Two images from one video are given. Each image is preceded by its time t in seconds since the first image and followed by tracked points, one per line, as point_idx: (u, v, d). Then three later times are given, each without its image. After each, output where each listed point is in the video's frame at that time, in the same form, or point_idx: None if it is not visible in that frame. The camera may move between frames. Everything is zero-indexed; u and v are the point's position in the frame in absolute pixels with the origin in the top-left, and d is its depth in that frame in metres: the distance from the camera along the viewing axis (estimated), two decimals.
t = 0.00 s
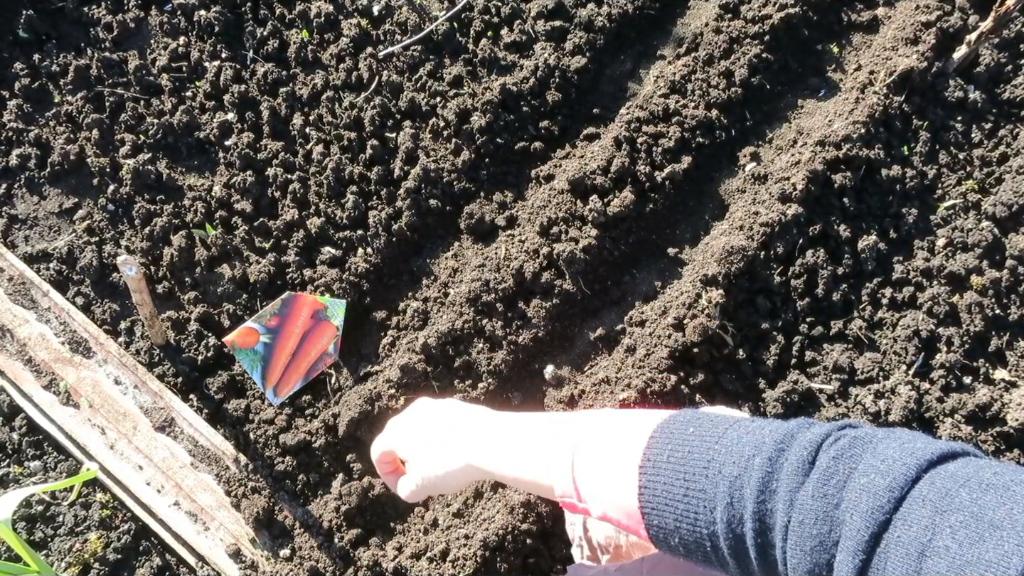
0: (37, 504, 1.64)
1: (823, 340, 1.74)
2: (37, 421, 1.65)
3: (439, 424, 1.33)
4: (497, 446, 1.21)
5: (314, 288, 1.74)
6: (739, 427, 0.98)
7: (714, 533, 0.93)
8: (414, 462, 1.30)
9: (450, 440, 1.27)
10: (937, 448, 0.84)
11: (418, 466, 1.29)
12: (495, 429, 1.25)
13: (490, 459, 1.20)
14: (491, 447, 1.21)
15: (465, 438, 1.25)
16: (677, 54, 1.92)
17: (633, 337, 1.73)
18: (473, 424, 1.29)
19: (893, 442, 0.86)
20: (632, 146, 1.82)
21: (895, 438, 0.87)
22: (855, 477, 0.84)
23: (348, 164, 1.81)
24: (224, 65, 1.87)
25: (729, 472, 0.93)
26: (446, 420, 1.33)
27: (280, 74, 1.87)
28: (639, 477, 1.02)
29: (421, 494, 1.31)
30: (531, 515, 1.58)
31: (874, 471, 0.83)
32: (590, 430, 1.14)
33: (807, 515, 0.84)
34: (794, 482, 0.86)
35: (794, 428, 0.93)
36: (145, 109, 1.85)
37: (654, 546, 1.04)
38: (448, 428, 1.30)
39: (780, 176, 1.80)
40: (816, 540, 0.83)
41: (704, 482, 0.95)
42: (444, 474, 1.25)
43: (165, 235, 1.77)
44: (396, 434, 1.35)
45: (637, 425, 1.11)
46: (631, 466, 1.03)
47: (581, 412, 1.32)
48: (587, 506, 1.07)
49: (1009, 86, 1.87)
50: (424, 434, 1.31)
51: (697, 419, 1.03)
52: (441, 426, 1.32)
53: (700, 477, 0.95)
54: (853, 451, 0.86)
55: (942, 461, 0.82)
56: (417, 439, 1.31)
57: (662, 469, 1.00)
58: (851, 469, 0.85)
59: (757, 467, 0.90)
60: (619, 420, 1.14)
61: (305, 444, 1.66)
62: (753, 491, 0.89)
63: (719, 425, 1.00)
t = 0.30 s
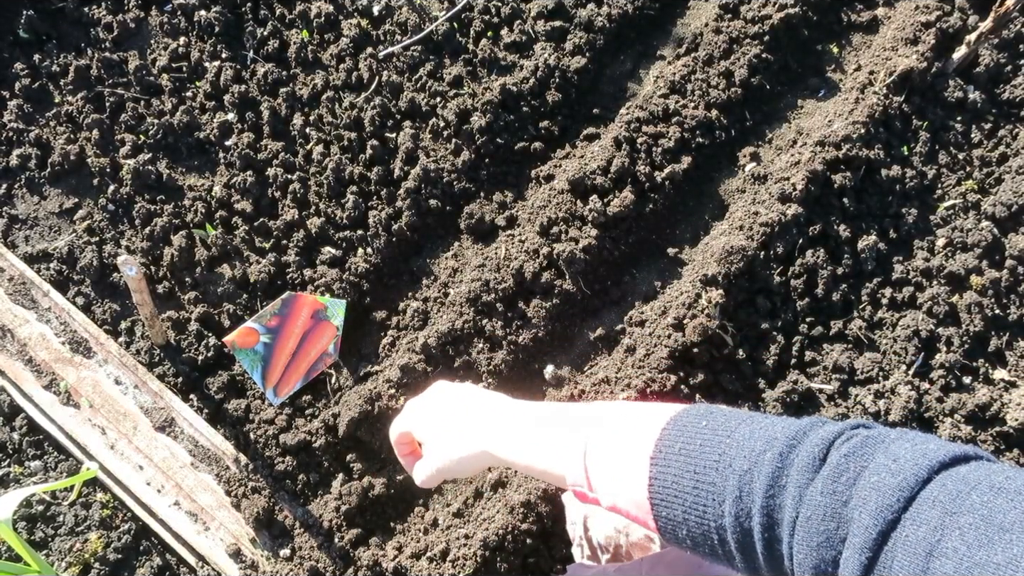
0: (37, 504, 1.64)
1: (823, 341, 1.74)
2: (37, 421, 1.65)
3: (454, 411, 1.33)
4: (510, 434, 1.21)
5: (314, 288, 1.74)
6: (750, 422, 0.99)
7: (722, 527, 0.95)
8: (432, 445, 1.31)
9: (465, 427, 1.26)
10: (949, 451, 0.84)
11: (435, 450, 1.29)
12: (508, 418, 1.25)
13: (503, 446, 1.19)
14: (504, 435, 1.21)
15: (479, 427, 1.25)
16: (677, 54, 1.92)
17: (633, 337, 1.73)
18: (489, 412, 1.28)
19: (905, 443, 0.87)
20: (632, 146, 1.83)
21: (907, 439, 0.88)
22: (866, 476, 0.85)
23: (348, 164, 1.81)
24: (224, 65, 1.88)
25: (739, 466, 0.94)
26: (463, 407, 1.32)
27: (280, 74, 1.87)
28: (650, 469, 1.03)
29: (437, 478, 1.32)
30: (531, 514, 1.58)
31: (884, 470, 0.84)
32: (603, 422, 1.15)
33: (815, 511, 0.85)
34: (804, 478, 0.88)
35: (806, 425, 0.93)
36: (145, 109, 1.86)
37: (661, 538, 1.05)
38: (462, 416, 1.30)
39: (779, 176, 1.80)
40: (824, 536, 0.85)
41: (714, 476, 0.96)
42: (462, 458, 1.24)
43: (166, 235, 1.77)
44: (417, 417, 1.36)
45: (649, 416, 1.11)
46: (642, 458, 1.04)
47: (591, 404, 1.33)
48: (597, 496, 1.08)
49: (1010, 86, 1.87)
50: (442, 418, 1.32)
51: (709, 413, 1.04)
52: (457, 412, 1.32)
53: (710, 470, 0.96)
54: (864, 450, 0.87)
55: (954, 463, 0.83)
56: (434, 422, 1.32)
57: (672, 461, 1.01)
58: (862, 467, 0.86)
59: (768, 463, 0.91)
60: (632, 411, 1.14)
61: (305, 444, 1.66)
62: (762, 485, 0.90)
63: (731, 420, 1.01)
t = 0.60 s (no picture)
0: (38, 504, 1.64)
1: (823, 341, 1.74)
2: (37, 421, 1.65)
3: (451, 421, 1.33)
4: (510, 444, 1.22)
5: (314, 288, 1.74)
6: (752, 428, 0.99)
7: (724, 533, 0.94)
8: (427, 456, 1.31)
9: (463, 439, 1.27)
10: (951, 455, 0.84)
11: (431, 464, 1.28)
12: (508, 428, 1.26)
13: (502, 458, 1.22)
14: (504, 446, 1.23)
15: (478, 437, 1.25)
16: (677, 54, 1.92)
17: (633, 338, 1.73)
18: (488, 423, 1.29)
19: (906, 448, 0.87)
20: (632, 147, 1.83)
21: (908, 444, 0.87)
22: (867, 481, 0.85)
23: (348, 164, 1.81)
24: (224, 65, 1.88)
25: (741, 472, 0.94)
26: (459, 417, 1.33)
27: (280, 74, 1.87)
28: (650, 478, 1.03)
29: (432, 492, 1.31)
30: (530, 515, 1.58)
31: (886, 476, 0.84)
32: (604, 431, 1.15)
33: (816, 517, 0.85)
34: (805, 485, 0.87)
35: (807, 431, 0.93)
36: (145, 109, 1.85)
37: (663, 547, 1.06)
38: (460, 427, 1.30)
39: (779, 176, 1.80)
40: (825, 542, 0.85)
41: (715, 482, 0.96)
42: (455, 471, 1.25)
43: (166, 235, 1.77)
44: (410, 428, 1.37)
45: (650, 426, 1.12)
46: (641, 466, 1.05)
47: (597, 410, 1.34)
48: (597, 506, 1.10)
49: (1010, 85, 1.87)
50: (437, 430, 1.32)
51: (711, 419, 1.04)
52: (454, 422, 1.32)
53: (712, 476, 0.96)
54: (866, 455, 0.87)
55: (956, 468, 0.83)
56: (427, 431, 1.33)
57: (674, 468, 1.01)
58: (863, 473, 0.86)
59: (769, 469, 0.91)
60: (633, 420, 1.15)
61: (305, 444, 1.66)
62: (764, 492, 0.90)
63: (733, 426, 1.01)
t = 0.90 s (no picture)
0: (37, 504, 1.64)
1: (823, 340, 1.74)
2: (37, 421, 1.65)
3: (483, 390, 1.36)
4: (537, 420, 1.21)
5: (314, 288, 1.74)
6: (772, 411, 0.98)
7: (738, 514, 0.94)
8: (456, 424, 1.33)
9: (491, 409, 1.28)
10: (971, 447, 0.83)
11: (458, 432, 1.31)
12: (538, 402, 1.26)
13: (529, 432, 1.21)
14: (530, 421, 1.22)
15: (504, 410, 1.26)
16: (677, 54, 1.92)
17: (633, 338, 1.73)
18: (520, 394, 1.30)
19: (926, 438, 0.86)
20: (632, 147, 1.83)
21: (928, 434, 0.87)
22: (885, 468, 0.84)
23: (348, 164, 1.81)
24: (224, 65, 1.87)
25: (758, 455, 0.93)
26: (490, 388, 1.35)
27: (280, 74, 1.87)
28: (669, 455, 1.03)
29: (461, 459, 1.33)
30: (530, 515, 1.58)
31: (905, 464, 0.83)
32: (625, 408, 1.15)
33: (832, 501, 0.85)
34: (823, 468, 0.87)
35: (827, 417, 0.92)
36: (145, 109, 1.85)
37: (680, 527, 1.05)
38: (492, 397, 1.32)
39: (780, 176, 1.80)
40: (840, 525, 0.84)
41: (732, 463, 0.95)
42: (482, 441, 1.26)
43: (165, 235, 1.77)
44: (440, 398, 1.40)
45: (673, 404, 1.11)
46: (662, 444, 1.05)
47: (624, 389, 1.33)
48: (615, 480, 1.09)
49: (1010, 85, 1.87)
50: (468, 398, 1.35)
51: (731, 403, 1.03)
52: (486, 393, 1.34)
53: (729, 458, 0.96)
54: (885, 443, 0.86)
55: (975, 460, 0.82)
56: (461, 402, 1.36)
57: (692, 449, 1.01)
58: (882, 460, 0.85)
59: (787, 453, 0.90)
60: (659, 398, 1.14)
61: (305, 445, 1.66)
62: (780, 475, 0.89)
63: (753, 409, 1.00)
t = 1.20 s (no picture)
0: (38, 504, 1.65)
1: (823, 340, 1.74)
2: (37, 421, 1.65)
3: (511, 369, 1.35)
4: (562, 399, 1.20)
5: (314, 288, 1.74)
6: (792, 398, 0.95)
7: (754, 498, 0.90)
8: (482, 401, 1.33)
9: (516, 387, 1.28)
10: (990, 440, 0.82)
11: (483, 408, 1.32)
12: (564, 383, 1.24)
13: (552, 410, 1.20)
14: (555, 400, 1.21)
15: (529, 389, 1.26)
16: (677, 54, 1.92)
17: (633, 338, 1.73)
18: (548, 374, 1.29)
19: (946, 430, 0.84)
20: (632, 146, 1.83)
21: (947, 426, 0.85)
22: (905, 456, 0.82)
23: (348, 164, 1.81)
24: (224, 65, 1.88)
25: (778, 439, 0.90)
26: (517, 367, 1.35)
27: (280, 74, 1.87)
28: (690, 437, 1.00)
29: (487, 436, 1.34)
30: (530, 514, 1.59)
31: (925, 453, 0.81)
32: (649, 390, 1.12)
33: (851, 486, 0.82)
34: (844, 454, 0.84)
35: (848, 405, 0.90)
36: (145, 109, 1.85)
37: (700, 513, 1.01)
38: (517, 376, 1.31)
39: (780, 176, 1.80)
40: (858, 510, 0.82)
41: (750, 447, 0.92)
42: (507, 419, 1.27)
43: (166, 235, 1.77)
44: (466, 374, 1.41)
45: (701, 387, 1.07)
46: (683, 427, 1.02)
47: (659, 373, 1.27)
48: (633, 461, 1.07)
49: (1010, 85, 1.87)
50: (496, 376, 1.34)
51: (753, 388, 1.00)
52: (512, 372, 1.33)
53: (748, 442, 0.93)
54: (906, 432, 0.84)
55: (995, 453, 0.81)
56: (486, 380, 1.35)
57: (712, 432, 0.97)
58: (902, 449, 0.83)
59: (807, 438, 0.88)
60: (692, 384, 1.09)
61: (305, 445, 1.66)
62: (800, 459, 0.86)
63: (774, 395, 0.97)
